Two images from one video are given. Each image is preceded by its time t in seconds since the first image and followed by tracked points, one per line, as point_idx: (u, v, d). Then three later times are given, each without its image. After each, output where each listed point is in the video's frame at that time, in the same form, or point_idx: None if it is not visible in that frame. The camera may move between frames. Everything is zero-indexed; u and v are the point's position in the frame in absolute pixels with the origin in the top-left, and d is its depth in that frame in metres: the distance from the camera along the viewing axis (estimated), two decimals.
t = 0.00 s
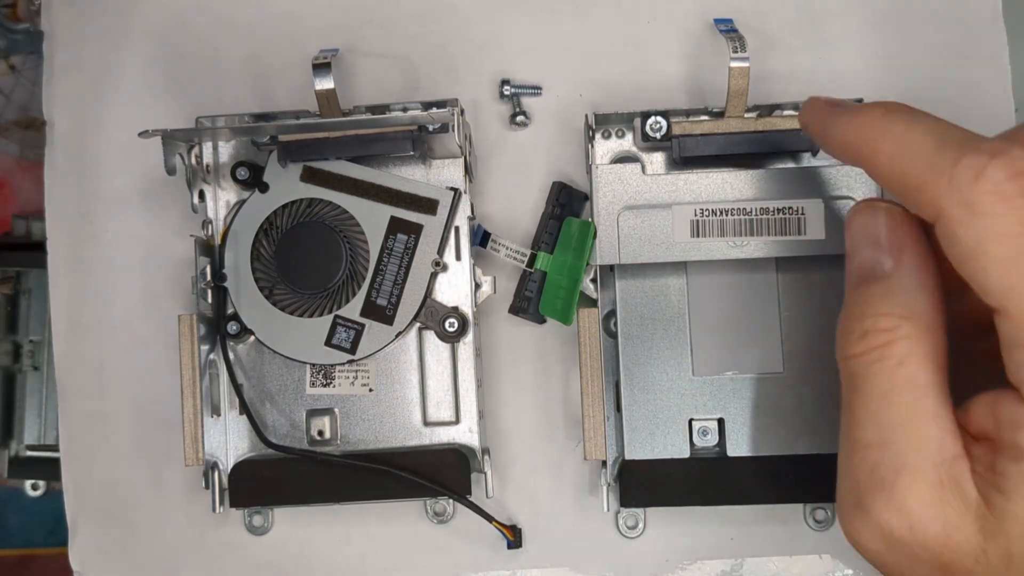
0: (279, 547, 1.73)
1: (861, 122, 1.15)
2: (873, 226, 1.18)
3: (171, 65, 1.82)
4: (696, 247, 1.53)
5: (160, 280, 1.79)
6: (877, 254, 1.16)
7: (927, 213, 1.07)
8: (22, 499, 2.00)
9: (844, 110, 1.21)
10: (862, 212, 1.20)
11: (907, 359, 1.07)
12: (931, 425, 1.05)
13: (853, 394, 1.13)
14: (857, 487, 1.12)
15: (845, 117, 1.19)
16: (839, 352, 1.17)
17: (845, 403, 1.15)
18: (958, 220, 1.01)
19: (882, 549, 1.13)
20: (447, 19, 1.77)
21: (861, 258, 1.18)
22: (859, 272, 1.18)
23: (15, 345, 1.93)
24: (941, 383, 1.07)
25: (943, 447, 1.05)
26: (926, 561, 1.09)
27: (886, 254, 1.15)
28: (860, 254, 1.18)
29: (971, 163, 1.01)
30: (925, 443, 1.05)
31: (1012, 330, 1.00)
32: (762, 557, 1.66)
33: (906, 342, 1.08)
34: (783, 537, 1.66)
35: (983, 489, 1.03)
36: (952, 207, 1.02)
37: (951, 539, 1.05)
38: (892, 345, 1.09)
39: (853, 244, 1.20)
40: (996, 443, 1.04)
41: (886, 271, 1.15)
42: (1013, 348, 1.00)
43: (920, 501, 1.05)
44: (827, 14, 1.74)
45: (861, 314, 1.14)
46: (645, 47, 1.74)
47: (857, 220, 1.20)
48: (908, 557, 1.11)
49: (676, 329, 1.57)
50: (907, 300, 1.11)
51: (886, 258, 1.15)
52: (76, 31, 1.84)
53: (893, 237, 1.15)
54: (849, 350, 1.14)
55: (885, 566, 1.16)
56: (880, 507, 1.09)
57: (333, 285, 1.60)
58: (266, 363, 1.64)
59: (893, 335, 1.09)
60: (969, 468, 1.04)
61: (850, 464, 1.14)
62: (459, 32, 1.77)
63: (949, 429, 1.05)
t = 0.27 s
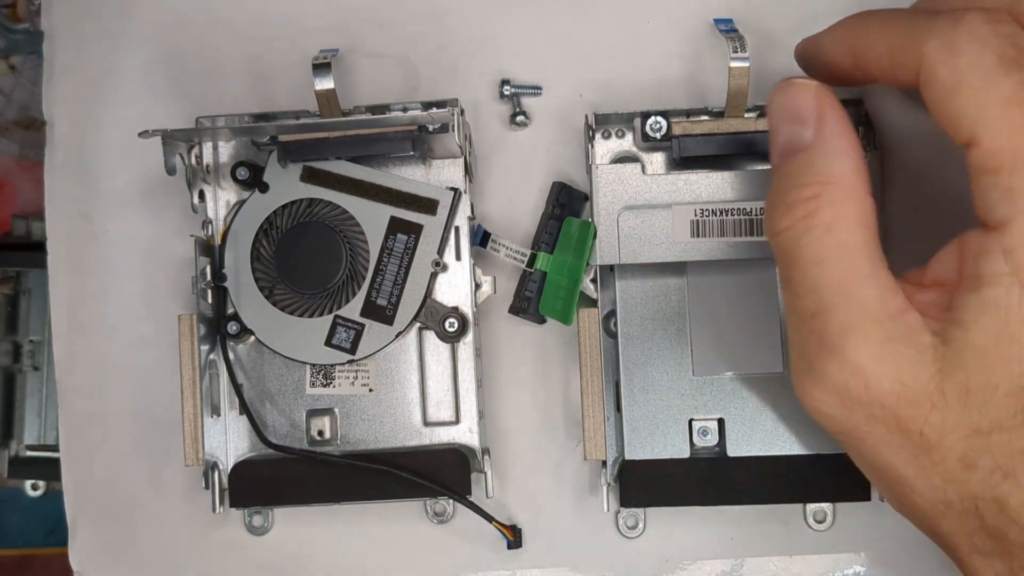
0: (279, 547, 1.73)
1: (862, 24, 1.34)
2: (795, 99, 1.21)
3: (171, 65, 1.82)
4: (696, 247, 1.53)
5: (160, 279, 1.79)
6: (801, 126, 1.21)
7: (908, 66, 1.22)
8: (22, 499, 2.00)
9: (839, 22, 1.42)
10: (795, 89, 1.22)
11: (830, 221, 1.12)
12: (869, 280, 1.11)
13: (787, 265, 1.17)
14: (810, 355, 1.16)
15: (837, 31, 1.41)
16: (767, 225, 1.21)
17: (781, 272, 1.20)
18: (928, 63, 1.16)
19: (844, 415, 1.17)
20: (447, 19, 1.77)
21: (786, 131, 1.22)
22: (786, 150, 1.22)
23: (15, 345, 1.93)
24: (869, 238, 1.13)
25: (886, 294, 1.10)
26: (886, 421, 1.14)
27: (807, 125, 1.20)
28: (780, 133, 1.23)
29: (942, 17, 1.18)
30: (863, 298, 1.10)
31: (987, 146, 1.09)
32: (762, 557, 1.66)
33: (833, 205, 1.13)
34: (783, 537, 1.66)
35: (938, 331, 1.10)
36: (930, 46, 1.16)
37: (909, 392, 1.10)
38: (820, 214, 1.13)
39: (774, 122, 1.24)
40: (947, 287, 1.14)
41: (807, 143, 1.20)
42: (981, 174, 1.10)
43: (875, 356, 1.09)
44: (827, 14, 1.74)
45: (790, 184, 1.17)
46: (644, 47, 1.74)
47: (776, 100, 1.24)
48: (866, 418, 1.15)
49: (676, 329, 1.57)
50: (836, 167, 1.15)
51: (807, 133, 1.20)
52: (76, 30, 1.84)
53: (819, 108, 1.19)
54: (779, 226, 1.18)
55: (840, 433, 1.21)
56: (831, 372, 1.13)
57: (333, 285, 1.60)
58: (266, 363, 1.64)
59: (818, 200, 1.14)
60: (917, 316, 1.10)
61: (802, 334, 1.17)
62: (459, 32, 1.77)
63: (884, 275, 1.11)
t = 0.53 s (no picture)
0: (279, 547, 1.73)
1: (788, 27, 1.48)
2: (708, 84, 1.35)
3: (171, 65, 1.82)
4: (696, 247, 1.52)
5: (160, 279, 1.79)
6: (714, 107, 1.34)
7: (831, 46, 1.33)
8: (22, 499, 2.00)
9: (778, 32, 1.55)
10: (705, 75, 1.37)
11: (744, 176, 1.23)
12: (771, 223, 1.19)
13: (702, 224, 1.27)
14: (719, 298, 1.23)
15: (778, 36, 1.49)
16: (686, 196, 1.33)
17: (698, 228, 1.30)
18: (848, 36, 1.27)
19: (752, 354, 1.21)
20: (447, 19, 1.77)
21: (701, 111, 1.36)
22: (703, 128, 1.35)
23: (15, 345, 1.93)
24: (774, 191, 1.22)
25: (787, 236, 1.18)
26: (791, 356, 1.18)
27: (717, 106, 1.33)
28: (699, 114, 1.36)
29: None
30: (763, 239, 1.19)
31: (898, 92, 1.16)
32: (762, 557, 1.66)
33: (736, 163, 1.23)
34: (784, 537, 1.66)
35: (843, 265, 1.16)
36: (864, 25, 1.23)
37: (812, 323, 1.16)
38: (724, 171, 1.24)
39: (694, 105, 1.37)
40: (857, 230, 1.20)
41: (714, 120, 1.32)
42: (895, 118, 1.16)
43: (773, 289, 1.16)
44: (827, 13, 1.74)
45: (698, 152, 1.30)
46: (644, 47, 1.74)
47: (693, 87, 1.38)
48: (775, 354, 1.20)
49: (677, 329, 1.57)
50: (744, 131, 1.26)
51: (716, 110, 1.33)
52: (76, 30, 1.84)
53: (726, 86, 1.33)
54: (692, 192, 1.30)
55: (753, 374, 1.24)
56: (736, 308, 1.19)
57: (333, 286, 1.60)
58: (266, 363, 1.64)
59: (723, 161, 1.24)
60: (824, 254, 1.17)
61: (714, 279, 1.25)
62: (459, 32, 1.77)
63: (786, 221, 1.20)
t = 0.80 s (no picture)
0: (279, 547, 1.73)
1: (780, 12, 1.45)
2: (715, 54, 1.41)
3: (172, 65, 1.82)
4: (695, 247, 1.52)
5: (161, 279, 1.79)
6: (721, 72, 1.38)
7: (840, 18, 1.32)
8: (22, 499, 2.00)
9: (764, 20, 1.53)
10: (710, 48, 1.42)
11: (758, 130, 1.26)
12: (787, 172, 1.22)
13: (716, 178, 1.29)
14: (729, 243, 1.22)
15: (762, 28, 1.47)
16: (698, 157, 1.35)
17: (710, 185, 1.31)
18: (857, 6, 1.28)
19: (760, 299, 1.20)
20: (446, 19, 1.77)
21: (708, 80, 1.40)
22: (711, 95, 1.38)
23: (15, 345, 1.93)
24: (786, 144, 1.25)
25: (802, 183, 1.21)
26: (800, 302, 1.18)
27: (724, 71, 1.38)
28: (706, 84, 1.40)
29: None
30: (777, 185, 1.21)
31: (915, 50, 1.18)
32: (762, 556, 1.66)
33: (751, 121, 1.27)
34: (784, 537, 1.66)
35: (856, 209, 1.18)
36: None
37: (827, 265, 1.16)
38: (739, 128, 1.27)
39: (699, 76, 1.43)
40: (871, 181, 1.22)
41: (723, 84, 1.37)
42: (915, 74, 1.18)
43: (789, 232, 1.16)
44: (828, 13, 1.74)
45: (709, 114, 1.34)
46: (644, 47, 1.74)
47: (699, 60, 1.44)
48: (785, 299, 1.19)
49: (676, 329, 1.57)
50: (756, 93, 1.30)
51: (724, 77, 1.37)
52: (76, 30, 1.84)
53: (732, 56, 1.38)
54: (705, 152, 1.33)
55: (759, 321, 1.23)
56: (748, 250, 1.18)
57: (333, 285, 1.60)
58: (266, 362, 1.64)
59: (735, 118, 1.28)
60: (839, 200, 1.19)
61: (726, 228, 1.25)
62: (459, 32, 1.77)
63: (799, 170, 1.22)
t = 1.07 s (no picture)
0: (279, 547, 1.73)
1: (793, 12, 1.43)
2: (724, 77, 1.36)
3: (172, 65, 1.82)
4: (696, 246, 1.51)
5: (161, 279, 1.79)
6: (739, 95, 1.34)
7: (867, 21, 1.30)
8: (22, 499, 2.00)
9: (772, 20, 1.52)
10: (722, 70, 1.37)
11: (790, 149, 1.21)
12: (826, 188, 1.16)
13: (749, 198, 1.23)
14: (771, 258, 1.16)
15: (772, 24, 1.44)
16: (728, 179, 1.30)
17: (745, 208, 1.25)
18: (886, 9, 1.26)
19: (808, 313, 1.13)
20: (446, 19, 1.77)
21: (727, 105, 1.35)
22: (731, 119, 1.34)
23: (15, 345, 1.93)
24: (822, 162, 1.20)
25: (841, 195, 1.15)
26: (852, 316, 1.11)
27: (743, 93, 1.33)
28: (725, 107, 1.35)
29: None
30: (819, 198, 1.15)
31: (954, 55, 1.15)
32: (762, 556, 1.66)
33: (783, 139, 1.22)
34: (784, 537, 1.66)
35: (904, 218, 1.12)
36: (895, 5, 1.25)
37: (877, 275, 1.09)
38: (770, 148, 1.22)
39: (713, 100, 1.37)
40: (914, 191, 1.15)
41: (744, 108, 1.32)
42: (955, 79, 1.15)
43: (835, 243, 1.10)
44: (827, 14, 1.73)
45: (736, 139, 1.28)
46: (644, 47, 1.74)
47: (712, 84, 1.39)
48: (832, 312, 1.12)
49: (677, 329, 1.57)
50: (782, 111, 1.25)
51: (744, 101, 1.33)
52: (76, 30, 1.84)
53: (750, 75, 1.33)
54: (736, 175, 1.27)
55: (804, 335, 1.16)
56: (793, 261, 1.11)
57: (333, 285, 1.60)
58: (265, 362, 1.64)
59: (766, 138, 1.23)
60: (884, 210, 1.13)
61: (765, 246, 1.18)
62: (459, 32, 1.77)
63: (839, 184, 1.17)
